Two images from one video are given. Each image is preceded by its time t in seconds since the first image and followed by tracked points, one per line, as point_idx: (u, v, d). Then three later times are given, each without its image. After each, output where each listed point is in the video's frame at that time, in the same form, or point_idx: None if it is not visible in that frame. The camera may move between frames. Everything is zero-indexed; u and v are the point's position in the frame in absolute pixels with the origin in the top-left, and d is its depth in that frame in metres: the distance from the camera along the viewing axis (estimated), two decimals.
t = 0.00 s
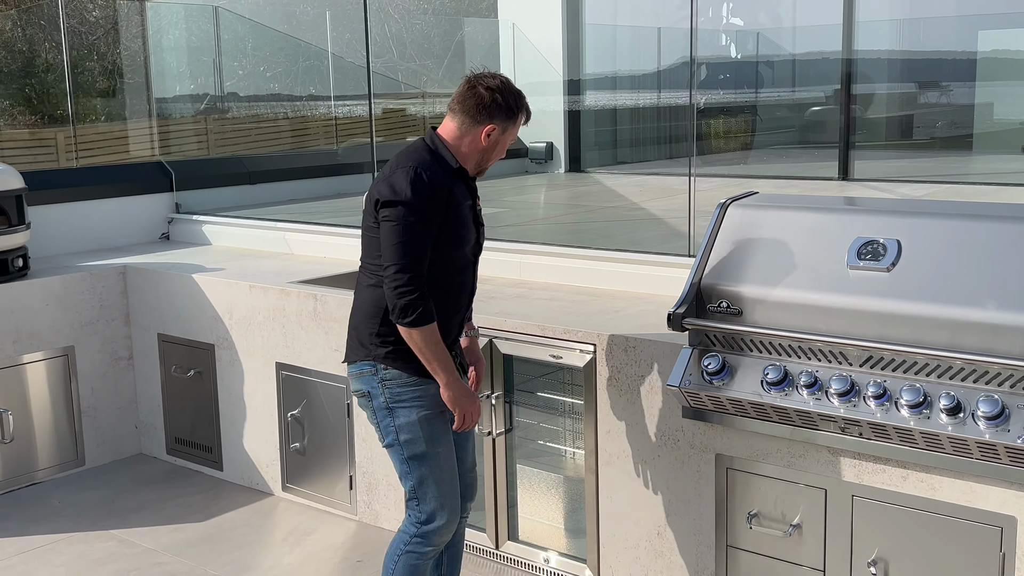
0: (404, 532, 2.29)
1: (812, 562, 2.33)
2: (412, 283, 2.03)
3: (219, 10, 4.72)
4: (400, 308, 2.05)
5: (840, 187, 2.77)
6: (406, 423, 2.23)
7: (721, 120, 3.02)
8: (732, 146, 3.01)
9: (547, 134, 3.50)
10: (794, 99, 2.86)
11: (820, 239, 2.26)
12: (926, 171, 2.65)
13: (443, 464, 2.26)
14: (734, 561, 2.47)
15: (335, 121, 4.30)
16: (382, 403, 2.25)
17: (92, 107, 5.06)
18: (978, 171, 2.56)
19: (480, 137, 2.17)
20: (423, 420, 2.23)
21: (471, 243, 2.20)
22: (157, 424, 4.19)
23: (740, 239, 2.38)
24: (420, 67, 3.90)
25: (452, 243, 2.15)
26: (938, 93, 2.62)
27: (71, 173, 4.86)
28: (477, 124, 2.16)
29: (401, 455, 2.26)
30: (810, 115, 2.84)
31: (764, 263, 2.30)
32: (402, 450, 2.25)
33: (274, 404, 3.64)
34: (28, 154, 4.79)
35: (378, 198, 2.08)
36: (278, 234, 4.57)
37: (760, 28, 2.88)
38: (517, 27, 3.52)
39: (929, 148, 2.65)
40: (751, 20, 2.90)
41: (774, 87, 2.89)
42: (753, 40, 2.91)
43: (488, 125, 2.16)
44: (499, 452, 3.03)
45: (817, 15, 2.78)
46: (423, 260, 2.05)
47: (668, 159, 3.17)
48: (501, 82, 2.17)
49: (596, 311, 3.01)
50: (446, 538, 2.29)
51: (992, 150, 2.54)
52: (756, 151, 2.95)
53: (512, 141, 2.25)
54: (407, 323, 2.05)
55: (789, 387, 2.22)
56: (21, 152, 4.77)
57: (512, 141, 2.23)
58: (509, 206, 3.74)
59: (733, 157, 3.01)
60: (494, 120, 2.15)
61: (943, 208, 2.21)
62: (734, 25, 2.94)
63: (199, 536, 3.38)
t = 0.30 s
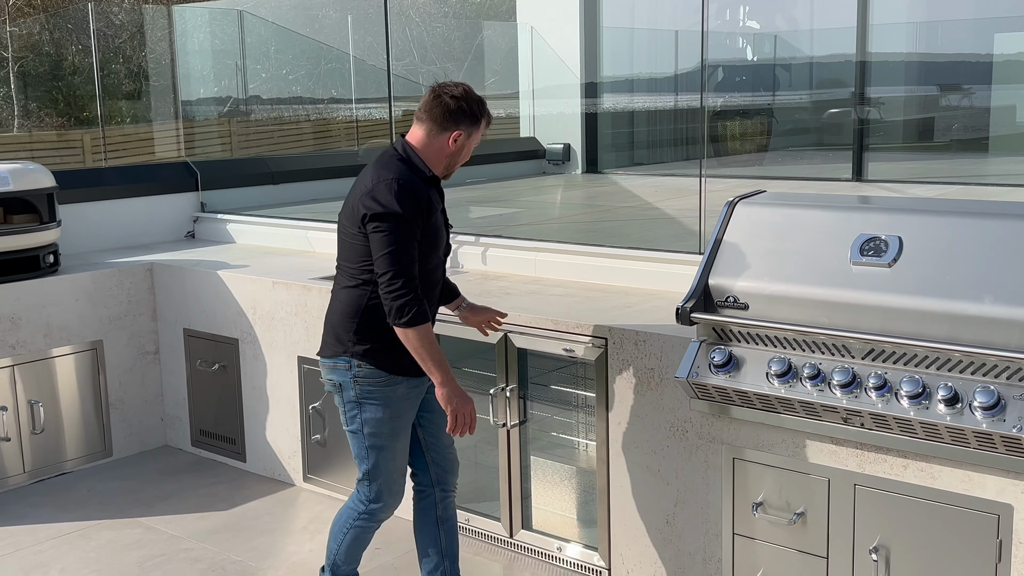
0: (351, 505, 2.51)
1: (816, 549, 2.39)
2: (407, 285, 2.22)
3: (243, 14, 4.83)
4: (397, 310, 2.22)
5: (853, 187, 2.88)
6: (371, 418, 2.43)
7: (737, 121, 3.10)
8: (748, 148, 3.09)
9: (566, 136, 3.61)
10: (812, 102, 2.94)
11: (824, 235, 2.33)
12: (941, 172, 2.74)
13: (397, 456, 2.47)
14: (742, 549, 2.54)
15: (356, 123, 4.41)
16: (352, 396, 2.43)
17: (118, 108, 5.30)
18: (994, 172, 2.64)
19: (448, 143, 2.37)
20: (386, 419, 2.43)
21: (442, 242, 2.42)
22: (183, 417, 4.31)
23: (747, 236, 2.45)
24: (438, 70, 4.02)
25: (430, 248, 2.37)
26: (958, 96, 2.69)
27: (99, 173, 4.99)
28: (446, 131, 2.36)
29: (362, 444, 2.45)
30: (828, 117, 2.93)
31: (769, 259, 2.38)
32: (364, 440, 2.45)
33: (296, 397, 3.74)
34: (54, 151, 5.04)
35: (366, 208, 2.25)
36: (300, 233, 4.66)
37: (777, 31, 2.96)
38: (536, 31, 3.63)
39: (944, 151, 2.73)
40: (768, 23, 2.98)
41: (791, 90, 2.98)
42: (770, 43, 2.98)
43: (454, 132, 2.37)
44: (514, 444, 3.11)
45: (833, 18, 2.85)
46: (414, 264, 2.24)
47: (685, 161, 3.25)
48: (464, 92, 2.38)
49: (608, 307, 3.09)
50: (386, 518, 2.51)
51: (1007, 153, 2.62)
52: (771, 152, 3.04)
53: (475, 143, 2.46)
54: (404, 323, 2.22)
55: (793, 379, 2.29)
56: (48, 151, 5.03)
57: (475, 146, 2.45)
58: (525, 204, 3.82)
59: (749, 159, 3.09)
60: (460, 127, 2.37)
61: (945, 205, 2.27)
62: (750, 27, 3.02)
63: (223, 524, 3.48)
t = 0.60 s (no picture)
0: (338, 477, 2.58)
1: (812, 537, 2.43)
2: (357, 282, 2.29)
3: (269, 12, 4.92)
4: (343, 302, 2.30)
5: (870, 183, 2.89)
6: (349, 388, 2.52)
7: (756, 119, 3.12)
8: (768, 144, 3.10)
9: (584, 131, 3.61)
10: (835, 99, 2.95)
11: (822, 228, 2.36)
12: (961, 169, 2.73)
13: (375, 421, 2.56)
14: (741, 537, 2.58)
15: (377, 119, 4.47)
16: (327, 370, 2.51)
17: (147, 105, 5.31)
18: (1016, 169, 2.62)
19: (408, 138, 2.44)
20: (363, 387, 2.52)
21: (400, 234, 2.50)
22: (203, 404, 4.41)
23: (747, 229, 2.49)
24: (457, 68, 4.05)
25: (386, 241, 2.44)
26: (990, 94, 2.66)
27: (123, 166, 5.09)
28: (405, 127, 2.43)
29: (341, 415, 2.53)
30: (852, 113, 2.92)
31: (767, 251, 2.41)
32: (344, 411, 2.53)
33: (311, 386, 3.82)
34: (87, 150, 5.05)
35: (324, 202, 2.32)
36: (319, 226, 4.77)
37: (800, 28, 2.97)
38: (556, 27, 3.65)
39: (968, 148, 2.71)
40: (790, 21, 2.99)
41: (814, 87, 2.98)
42: (792, 40, 2.99)
43: (414, 127, 2.43)
44: (520, 432, 3.16)
45: (857, 15, 2.85)
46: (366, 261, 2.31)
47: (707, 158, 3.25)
48: (426, 89, 2.44)
49: (616, 299, 3.14)
50: (375, 484, 2.60)
51: None
52: (791, 150, 3.06)
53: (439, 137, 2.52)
54: (348, 315, 2.30)
55: (789, 368, 2.33)
56: (78, 147, 5.03)
57: (438, 141, 2.50)
58: (541, 198, 3.86)
59: (769, 155, 3.11)
60: (420, 122, 2.42)
61: (945, 199, 2.30)
62: (771, 25, 3.03)
63: (239, 508, 3.57)
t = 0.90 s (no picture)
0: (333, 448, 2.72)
1: (810, 526, 2.45)
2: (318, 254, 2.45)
3: (292, 6, 4.97)
4: (304, 274, 2.46)
5: (892, 178, 2.87)
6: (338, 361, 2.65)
7: (781, 113, 3.11)
8: (792, 139, 3.09)
9: (606, 125, 3.59)
10: (863, 95, 2.93)
11: (822, 220, 2.37)
12: (985, 165, 2.69)
13: (366, 393, 2.69)
14: (741, 526, 2.60)
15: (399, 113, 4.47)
16: (318, 343, 2.65)
17: (180, 98, 5.38)
18: None
19: (382, 121, 2.58)
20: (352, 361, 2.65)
21: (381, 215, 2.62)
22: (222, 391, 4.50)
23: (750, 221, 2.50)
24: (482, 63, 4.04)
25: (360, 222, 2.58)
26: None
27: (148, 156, 5.19)
28: (378, 111, 2.57)
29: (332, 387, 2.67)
30: (880, 109, 2.89)
31: (768, 243, 2.43)
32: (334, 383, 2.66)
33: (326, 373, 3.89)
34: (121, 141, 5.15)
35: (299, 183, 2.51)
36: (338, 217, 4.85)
37: (828, 23, 2.96)
38: (579, 20, 3.64)
39: (995, 144, 2.67)
40: (815, 15, 2.98)
41: (843, 82, 2.97)
42: (822, 35, 2.98)
43: (386, 110, 2.56)
44: (527, 420, 3.20)
45: (886, 9, 2.82)
46: (328, 235, 2.45)
47: (725, 152, 3.25)
48: (400, 74, 2.56)
49: (624, 290, 3.17)
50: (367, 454, 2.72)
51: None
52: (815, 145, 3.04)
53: (421, 119, 2.63)
54: (307, 286, 2.45)
55: (787, 359, 2.35)
56: (110, 137, 5.13)
57: (418, 124, 2.60)
58: (557, 188, 3.87)
59: (793, 150, 3.10)
60: (390, 106, 2.55)
61: (947, 192, 2.30)
62: (796, 18, 3.02)
63: (253, 491, 3.64)
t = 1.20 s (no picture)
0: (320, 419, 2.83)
1: (822, 526, 2.43)
2: (308, 226, 2.57)
3: None
4: (297, 242, 2.58)
5: (921, 175, 2.83)
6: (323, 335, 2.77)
7: (812, 108, 3.06)
8: (822, 136, 3.06)
9: (635, 119, 3.57)
10: (897, 91, 2.88)
11: (837, 217, 2.34)
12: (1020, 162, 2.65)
13: (347, 367, 2.77)
14: (753, 524, 2.59)
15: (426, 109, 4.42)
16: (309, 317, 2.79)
17: (214, 92, 5.47)
18: None
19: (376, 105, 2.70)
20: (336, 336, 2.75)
21: (380, 202, 2.72)
22: (245, 383, 4.54)
23: (764, 217, 2.47)
24: (516, 57, 3.99)
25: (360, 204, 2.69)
26: None
27: (176, 150, 5.24)
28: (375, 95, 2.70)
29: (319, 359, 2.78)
30: (914, 105, 2.85)
31: (781, 240, 2.41)
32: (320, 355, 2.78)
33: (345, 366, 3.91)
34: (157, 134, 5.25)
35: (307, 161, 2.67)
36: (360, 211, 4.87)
37: (862, 18, 2.91)
38: (607, 15, 3.63)
39: None
40: (846, 10, 2.93)
41: (875, 78, 2.92)
42: (855, 29, 2.93)
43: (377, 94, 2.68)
44: (542, 415, 3.21)
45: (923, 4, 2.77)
46: (321, 209, 2.58)
47: (753, 148, 3.21)
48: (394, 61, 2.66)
49: (640, 286, 3.16)
50: (347, 427, 2.80)
51: None
52: (847, 141, 3.00)
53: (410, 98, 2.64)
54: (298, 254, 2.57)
55: (800, 357, 2.33)
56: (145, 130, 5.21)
57: (401, 105, 2.64)
58: (584, 182, 3.85)
59: (823, 147, 3.06)
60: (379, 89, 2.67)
61: (964, 189, 2.26)
62: (825, 13, 2.97)
63: (272, 482, 3.67)
